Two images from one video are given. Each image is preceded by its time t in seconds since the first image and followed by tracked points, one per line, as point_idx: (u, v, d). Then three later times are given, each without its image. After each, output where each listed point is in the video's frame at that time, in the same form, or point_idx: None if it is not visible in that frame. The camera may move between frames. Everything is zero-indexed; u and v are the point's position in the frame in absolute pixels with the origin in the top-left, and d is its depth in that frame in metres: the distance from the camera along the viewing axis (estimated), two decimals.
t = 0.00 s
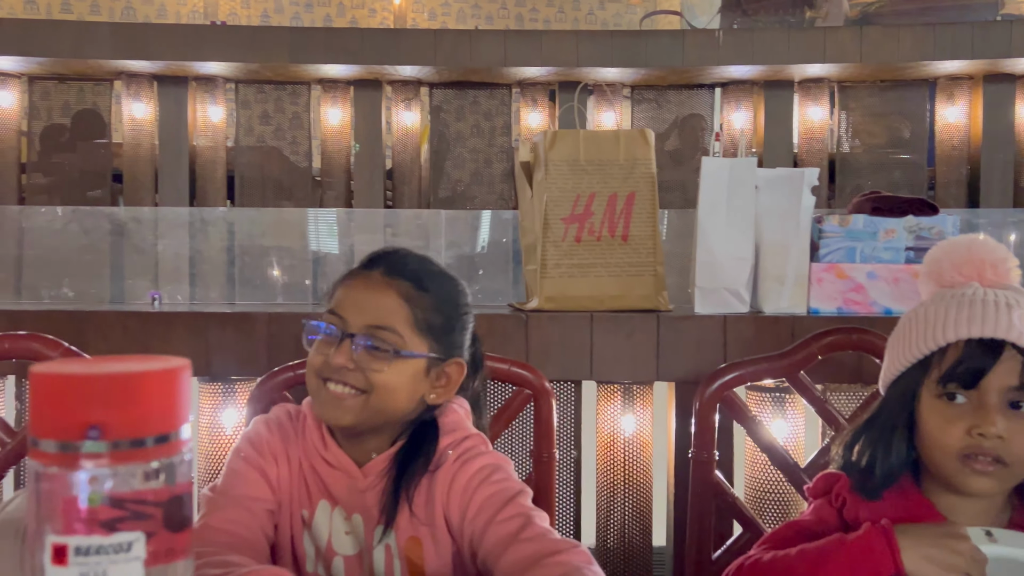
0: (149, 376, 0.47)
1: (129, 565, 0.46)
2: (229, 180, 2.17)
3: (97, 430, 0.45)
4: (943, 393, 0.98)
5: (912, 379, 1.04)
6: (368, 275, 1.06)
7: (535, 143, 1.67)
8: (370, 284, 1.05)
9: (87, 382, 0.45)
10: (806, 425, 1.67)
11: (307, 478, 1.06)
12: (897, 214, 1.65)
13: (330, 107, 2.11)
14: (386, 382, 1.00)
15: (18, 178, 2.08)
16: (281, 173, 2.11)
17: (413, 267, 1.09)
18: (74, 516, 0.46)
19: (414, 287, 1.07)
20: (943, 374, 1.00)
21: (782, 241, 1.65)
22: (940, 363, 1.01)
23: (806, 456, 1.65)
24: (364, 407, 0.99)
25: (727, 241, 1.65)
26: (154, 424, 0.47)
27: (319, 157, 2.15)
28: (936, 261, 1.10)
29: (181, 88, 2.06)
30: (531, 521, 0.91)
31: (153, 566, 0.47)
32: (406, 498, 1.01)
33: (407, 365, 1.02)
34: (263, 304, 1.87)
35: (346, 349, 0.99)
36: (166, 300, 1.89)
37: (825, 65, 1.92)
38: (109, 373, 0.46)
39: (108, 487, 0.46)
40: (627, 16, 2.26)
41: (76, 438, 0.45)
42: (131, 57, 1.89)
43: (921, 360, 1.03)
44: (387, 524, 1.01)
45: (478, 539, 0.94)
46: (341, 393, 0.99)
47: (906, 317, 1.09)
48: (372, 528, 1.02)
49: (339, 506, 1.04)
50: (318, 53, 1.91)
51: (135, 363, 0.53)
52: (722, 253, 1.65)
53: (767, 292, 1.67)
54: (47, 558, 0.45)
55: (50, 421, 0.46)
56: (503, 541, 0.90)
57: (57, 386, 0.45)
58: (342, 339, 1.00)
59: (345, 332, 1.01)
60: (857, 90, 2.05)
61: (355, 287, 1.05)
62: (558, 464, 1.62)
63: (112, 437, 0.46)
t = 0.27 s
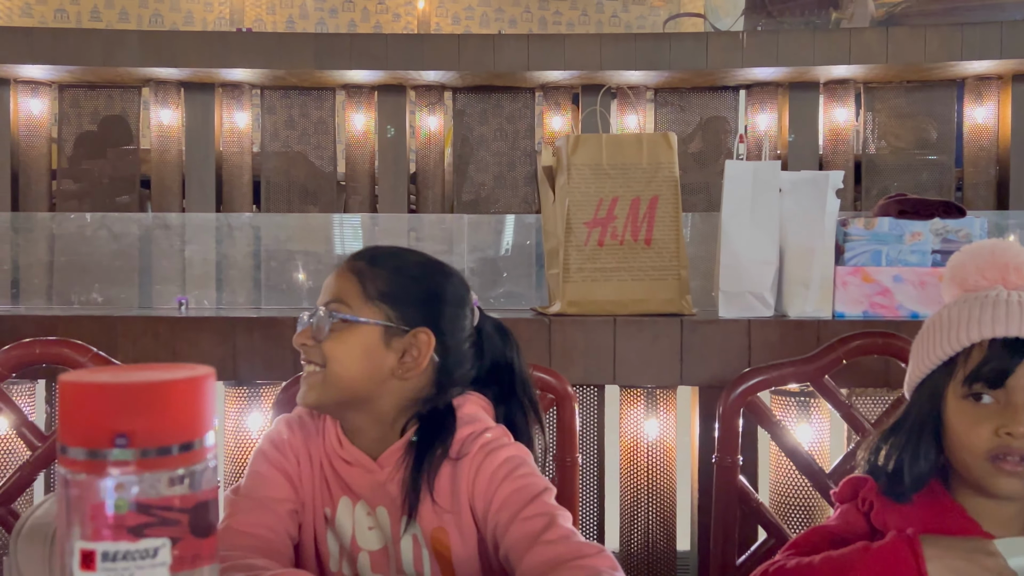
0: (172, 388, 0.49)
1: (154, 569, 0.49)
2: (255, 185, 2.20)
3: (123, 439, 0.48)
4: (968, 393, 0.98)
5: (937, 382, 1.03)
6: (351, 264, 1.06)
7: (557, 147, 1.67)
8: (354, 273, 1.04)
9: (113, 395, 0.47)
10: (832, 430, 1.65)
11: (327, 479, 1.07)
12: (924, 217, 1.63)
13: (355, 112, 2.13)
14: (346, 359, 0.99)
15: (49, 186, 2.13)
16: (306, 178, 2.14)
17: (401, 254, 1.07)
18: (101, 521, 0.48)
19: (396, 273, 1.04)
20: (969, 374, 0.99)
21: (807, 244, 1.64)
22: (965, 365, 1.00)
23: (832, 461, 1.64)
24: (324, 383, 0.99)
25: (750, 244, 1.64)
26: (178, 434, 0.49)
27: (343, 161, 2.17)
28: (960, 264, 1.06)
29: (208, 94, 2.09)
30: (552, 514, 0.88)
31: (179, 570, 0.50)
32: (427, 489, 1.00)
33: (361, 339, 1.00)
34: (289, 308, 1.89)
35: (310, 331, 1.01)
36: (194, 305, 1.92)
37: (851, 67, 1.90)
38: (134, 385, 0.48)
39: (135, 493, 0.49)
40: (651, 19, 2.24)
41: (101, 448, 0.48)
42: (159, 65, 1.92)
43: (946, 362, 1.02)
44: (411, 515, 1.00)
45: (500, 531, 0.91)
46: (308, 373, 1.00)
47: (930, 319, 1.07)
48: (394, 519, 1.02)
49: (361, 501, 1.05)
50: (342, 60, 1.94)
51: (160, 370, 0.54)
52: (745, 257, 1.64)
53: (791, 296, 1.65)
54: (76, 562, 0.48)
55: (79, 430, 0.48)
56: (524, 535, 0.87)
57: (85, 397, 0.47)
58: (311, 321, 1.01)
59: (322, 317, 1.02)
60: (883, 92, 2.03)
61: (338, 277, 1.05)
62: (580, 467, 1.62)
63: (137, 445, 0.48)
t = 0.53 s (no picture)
0: (239, 395, 0.51)
1: (223, 571, 0.50)
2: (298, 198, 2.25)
3: (193, 446, 0.50)
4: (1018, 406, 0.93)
5: (984, 395, 0.99)
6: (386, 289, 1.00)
7: (599, 158, 1.68)
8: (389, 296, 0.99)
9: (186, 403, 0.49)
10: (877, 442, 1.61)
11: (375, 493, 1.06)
12: (972, 226, 1.60)
13: (396, 125, 2.16)
14: (380, 383, 0.93)
15: (99, 199, 2.19)
16: (347, 190, 2.22)
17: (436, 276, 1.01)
18: (171, 526, 0.50)
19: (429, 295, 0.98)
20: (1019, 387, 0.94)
21: (851, 254, 1.62)
22: (1014, 376, 0.95)
23: (877, 474, 1.60)
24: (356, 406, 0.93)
25: (793, 253, 1.63)
26: (245, 440, 0.51)
27: (384, 174, 2.22)
28: (1007, 272, 1.01)
29: (253, 109, 2.13)
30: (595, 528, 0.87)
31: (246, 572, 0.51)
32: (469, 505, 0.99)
33: (391, 362, 0.93)
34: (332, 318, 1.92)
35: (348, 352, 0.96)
36: (240, 316, 1.94)
37: (895, 73, 1.90)
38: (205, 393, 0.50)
39: (205, 499, 0.50)
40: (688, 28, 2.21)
41: (172, 454, 0.50)
42: (207, 80, 1.98)
43: (995, 372, 0.98)
44: (454, 532, 0.99)
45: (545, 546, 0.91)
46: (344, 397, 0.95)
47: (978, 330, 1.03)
48: (437, 536, 1.01)
49: (406, 516, 1.03)
50: (384, 73, 1.97)
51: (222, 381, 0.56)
52: (789, 267, 1.63)
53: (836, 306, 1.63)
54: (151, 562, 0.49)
55: (151, 436, 0.50)
56: (567, 547, 0.87)
57: (158, 405, 0.49)
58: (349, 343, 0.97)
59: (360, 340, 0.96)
60: (929, 99, 2.02)
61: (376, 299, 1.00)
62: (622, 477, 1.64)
63: (207, 451, 0.50)
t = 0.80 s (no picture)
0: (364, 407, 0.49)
1: None
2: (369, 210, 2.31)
3: (320, 456, 0.48)
4: None
5: None
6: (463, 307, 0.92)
7: (672, 170, 1.67)
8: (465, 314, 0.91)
9: (315, 414, 0.48)
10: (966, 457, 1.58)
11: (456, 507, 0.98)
12: None
13: (464, 139, 2.23)
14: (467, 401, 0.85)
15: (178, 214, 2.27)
16: (417, 205, 2.25)
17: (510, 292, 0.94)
18: (295, 533, 0.48)
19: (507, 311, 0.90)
20: None
21: (937, 264, 1.58)
22: None
23: (967, 490, 1.57)
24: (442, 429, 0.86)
25: (875, 263, 1.59)
26: (368, 451, 0.50)
27: (452, 186, 2.25)
28: None
29: (327, 124, 2.21)
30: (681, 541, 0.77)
31: None
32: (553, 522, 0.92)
33: (475, 382, 0.86)
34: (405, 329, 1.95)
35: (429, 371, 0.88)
36: (320, 327, 2.00)
37: (974, 78, 1.90)
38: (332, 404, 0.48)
39: (330, 510, 0.49)
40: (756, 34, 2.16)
41: (298, 464, 0.48)
42: (284, 97, 2.05)
43: None
44: (537, 547, 0.93)
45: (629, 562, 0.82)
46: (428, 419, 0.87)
47: None
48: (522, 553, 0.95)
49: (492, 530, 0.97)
50: (455, 88, 2.03)
51: (339, 395, 0.56)
52: (872, 278, 1.59)
53: (920, 317, 1.60)
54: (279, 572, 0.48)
55: (279, 446, 0.49)
56: (651, 565, 0.77)
57: (285, 415, 0.48)
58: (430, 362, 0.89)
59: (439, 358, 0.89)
60: (1009, 103, 2.01)
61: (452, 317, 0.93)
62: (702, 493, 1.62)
63: (334, 462, 0.48)
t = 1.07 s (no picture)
0: (419, 432, 0.47)
1: None
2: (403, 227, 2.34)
3: (376, 483, 0.46)
4: None
5: None
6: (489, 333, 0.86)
7: (709, 188, 1.67)
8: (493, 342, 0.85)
9: (372, 442, 0.45)
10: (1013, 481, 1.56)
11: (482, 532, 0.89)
12: None
13: (499, 156, 2.26)
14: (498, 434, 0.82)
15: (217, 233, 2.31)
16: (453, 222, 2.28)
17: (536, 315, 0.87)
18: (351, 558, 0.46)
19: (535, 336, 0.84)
20: None
21: (980, 283, 1.56)
22: None
23: (1015, 514, 1.55)
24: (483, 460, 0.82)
25: (917, 283, 1.57)
26: (423, 477, 0.47)
27: (487, 204, 2.29)
28: None
29: (364, 143, 2.25)
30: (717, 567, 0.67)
31: None
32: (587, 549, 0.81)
33: (511, 414, 0.82)
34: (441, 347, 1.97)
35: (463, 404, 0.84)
36: (358, 345, 2.03)
37: (1014, 93, 1.89)
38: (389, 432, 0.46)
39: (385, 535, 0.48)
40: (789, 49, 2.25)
41: (352, 491, 0.46)
42: (321, 116, 2.08)
43: None
44: None
45: None
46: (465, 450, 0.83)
47: None
48: None
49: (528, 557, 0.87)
50: (490, 108, 2.07)
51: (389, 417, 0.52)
52: (913, 298, 1.57)
53: (964, 337, 1.58)
54: None
55: (335, 473, 0.46)
56: None
57: (338, 440, 0.45)
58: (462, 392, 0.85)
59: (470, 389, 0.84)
60: None
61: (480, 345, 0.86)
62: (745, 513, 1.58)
63: (391, 491, 0.46)
